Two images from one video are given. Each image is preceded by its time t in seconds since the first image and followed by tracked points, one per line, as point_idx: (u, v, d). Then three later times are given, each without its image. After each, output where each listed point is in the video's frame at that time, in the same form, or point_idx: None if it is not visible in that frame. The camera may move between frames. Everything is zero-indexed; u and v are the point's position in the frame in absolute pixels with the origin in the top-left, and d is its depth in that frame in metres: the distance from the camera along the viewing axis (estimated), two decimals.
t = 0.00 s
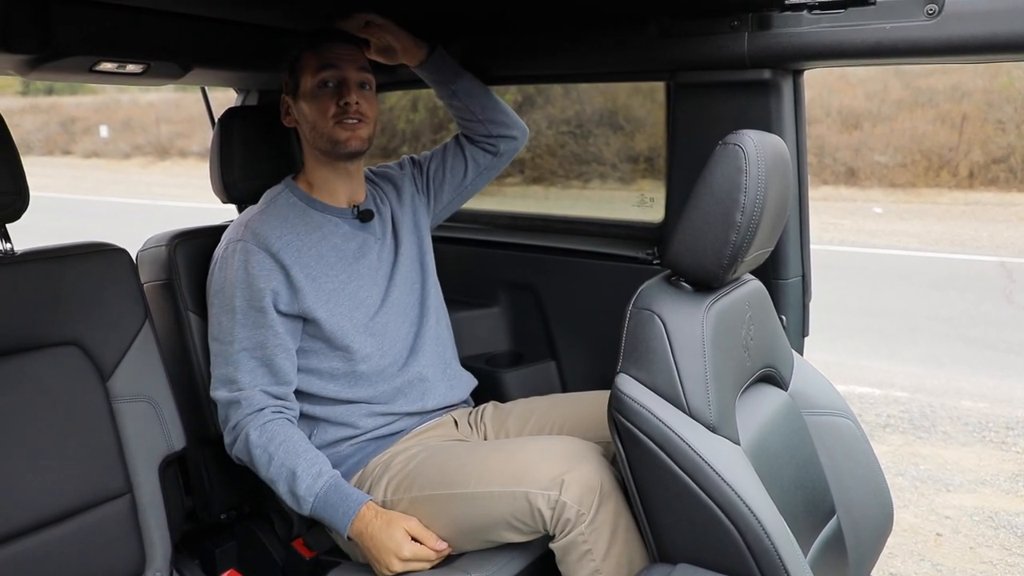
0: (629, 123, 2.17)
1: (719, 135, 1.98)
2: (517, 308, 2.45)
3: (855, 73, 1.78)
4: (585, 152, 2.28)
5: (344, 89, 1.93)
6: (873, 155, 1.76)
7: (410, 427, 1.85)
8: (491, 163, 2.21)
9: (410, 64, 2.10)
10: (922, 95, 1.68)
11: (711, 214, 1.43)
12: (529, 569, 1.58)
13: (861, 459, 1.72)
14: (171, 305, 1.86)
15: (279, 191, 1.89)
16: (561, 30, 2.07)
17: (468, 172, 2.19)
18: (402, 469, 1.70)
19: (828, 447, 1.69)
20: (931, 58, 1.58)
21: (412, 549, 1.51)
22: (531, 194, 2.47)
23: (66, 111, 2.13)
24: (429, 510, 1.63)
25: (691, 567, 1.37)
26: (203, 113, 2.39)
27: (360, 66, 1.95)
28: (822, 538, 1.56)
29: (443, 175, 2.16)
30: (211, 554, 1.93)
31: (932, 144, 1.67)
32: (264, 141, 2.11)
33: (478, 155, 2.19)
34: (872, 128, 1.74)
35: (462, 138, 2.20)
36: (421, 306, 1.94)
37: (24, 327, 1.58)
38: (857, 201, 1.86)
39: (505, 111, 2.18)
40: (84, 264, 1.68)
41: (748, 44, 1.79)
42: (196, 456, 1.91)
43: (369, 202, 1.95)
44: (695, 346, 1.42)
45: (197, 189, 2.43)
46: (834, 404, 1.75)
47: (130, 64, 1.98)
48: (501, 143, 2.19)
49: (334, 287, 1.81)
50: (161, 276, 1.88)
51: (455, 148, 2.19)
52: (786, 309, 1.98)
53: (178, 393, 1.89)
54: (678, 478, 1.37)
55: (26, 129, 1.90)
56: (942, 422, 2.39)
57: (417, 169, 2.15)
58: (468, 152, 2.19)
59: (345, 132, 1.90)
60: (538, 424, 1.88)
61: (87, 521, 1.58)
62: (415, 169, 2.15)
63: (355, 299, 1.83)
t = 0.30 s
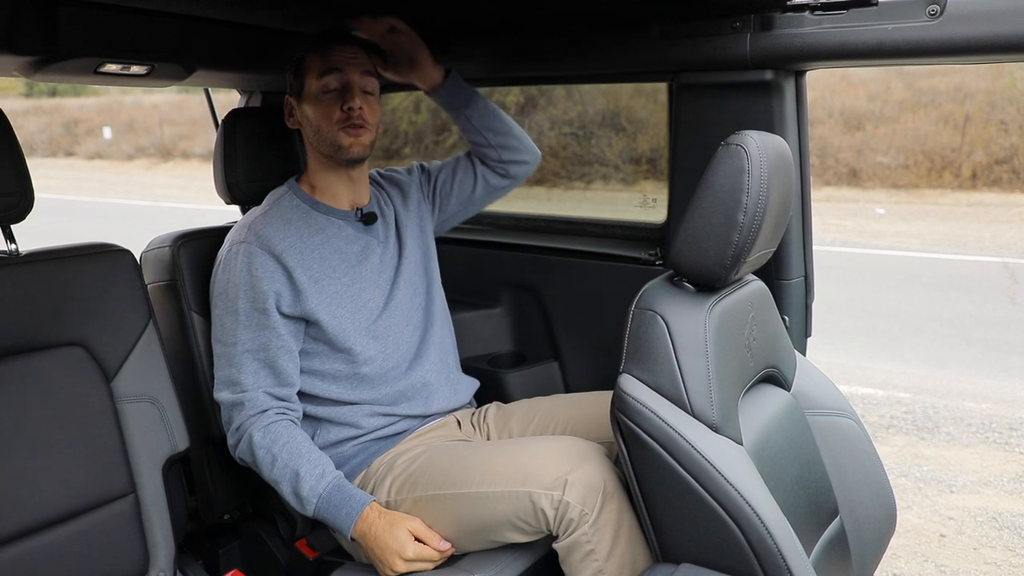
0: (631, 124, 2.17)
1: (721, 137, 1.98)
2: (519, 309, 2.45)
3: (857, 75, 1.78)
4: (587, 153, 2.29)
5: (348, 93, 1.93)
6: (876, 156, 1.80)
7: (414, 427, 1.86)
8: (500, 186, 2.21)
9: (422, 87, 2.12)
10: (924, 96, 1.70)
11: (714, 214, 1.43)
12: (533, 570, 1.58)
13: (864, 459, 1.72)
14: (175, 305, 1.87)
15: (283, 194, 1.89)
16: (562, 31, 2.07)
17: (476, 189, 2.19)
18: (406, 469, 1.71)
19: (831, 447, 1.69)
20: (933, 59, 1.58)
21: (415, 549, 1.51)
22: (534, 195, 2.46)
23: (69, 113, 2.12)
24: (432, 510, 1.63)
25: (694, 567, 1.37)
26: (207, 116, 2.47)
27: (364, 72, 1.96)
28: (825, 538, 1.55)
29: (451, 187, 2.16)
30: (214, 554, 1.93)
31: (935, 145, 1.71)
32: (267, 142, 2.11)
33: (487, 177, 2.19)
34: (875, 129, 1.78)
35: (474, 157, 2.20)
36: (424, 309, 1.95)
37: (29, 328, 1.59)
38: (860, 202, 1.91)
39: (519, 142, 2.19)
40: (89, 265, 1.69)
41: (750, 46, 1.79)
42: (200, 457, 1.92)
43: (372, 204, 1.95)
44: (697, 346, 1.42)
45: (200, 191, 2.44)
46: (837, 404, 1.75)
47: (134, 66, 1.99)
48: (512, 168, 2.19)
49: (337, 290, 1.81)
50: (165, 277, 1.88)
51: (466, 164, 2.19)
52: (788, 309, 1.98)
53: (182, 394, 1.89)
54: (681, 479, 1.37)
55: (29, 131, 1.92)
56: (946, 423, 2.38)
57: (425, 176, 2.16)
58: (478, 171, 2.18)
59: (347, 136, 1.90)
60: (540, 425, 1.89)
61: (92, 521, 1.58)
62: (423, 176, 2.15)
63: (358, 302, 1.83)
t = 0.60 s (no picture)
0: (634, 125, 2.17)
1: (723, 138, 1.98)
2: (522, 311, 2.45)
3: (860, 76, 1.75)
4: (590, 155, 2.29)
5: (362, 104, 1.93)
6: (879, 158, 1.84)
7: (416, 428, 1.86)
8: (501, 176, 2.22)
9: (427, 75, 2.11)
10: (927, 98, 1.74)
11: (716, 215, 1.44)
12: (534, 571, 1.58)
13: (866, 460, 1.72)
14: (178, 306, 1.88)
15: (288, 194, 1.89)
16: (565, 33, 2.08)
17: (477, 183, 2.20)
18: (408, 469, 1.71)
19: (833, 447, 1.69)
20: (934, 61, 1.58)
21: (418, 549, 1.52)
22: (536, 196, 2.47)
23: (72, 115, 2.14)
24: (435, 510, 1.64)
25: (696, 566, 1.38)
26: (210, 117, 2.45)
27: (382, 83, 1.96)
28: (827, 538, 1.56)
29: (452, 184, 2.17)
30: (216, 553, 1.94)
31: (937, 146, 1.77)
32: (270, 143, 2.12)
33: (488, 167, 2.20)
34: (877, 130, 1.82)
35: (473, 148, 2.21)
36: (428, 310, 1.95)
37: (33, 328, 1.59)
38: (862, 203, 1.98)
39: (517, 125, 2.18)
40: (91, 265, 1.69)
41: (752, 47, 1.79)
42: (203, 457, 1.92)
43: (375, 206, 1.96)
44: (699, 346, 1.43)
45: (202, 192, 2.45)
46: (839, 405, 1.76)
47: (137, 67, 2.00)
48: (512, 158, 2.19)
49: (341, 291, 1.81)
50: (169, 278, 1.89)
51: (466, 158, 2.20)
52: (791, 310, 1.97)
53: (185, 394, 1.90)
54: (683, 479, 1.37)
55: (33, 132, 1.92)
56: (948, 425, 2.38)
57: (427, 174, 2.16)
58: (478, 162, 2.19)
59: (356, 146, 1.91)
60: (542, 425, 1.89)
61: (95, 522, 1.59)
62: (425, 175, 2.16)
63: (361, 303, 1.84)
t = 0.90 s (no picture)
0: (636, 128, 2.18)
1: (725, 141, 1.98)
2: (524, 312, 2.46)
3: (862, 78, 1.77)
4: (592, 157, 2.29)
5: (364, 101, 1.94)
6: (881, 160, 1.88)
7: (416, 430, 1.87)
8: (499, 169, 2.21)
9: (422, 69, 2.14)
10: (930, 100, 1.73)
11: (717, 217, 1.44)
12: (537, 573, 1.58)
13: (867, 462, 1.72)
14: (182, 308, 1.88)
15: (290, 197, 1.90)
16: (566, 36, 2.09)
17: (475, 179, 2.19)
18: (410, 471, 1.72)
19: (834, 449, 1.70)
20: (935, 63, 1.59)
21: (420, 551, 1.52)
22: (539, 199, 2.47)
23: (76, 117, 2.15)
24: (437, 511, 1.64)
25: (697, 568, 1.38)
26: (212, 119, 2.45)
27: (381, 80, 1.97)
28: (829, 540, 1.56)
29: (450, 182, 2.17)
30: (219, 555, 1.95)
31: (940, 149, 1.77)
32: (273, 145, 2.12)
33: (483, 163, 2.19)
34: (880, 133, 1.85)
35: (468, 144, 2.21)
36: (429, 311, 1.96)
37: (37, 330, 1.60)
38: (864, 204, 1.98)
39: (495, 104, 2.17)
40: (95, 267, 1.70)
41: (753, 50, 1.79)
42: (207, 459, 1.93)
43: (377, 208, 1.97)
44: (701, 348, 1.43)
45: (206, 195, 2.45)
46: (840, 406, 1.76)
47: (141, 70, 2.00)
48: (508, 149, 2.19)
49: (342, 293, 1.82)
50: (172, 279, 1.90)
51: (462, 154, 2.20)
52: (792, 312, 1.98)
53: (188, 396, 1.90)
54: (684, 480, 1.37)
55: (37, 135, 1.93)
56: (951, 427, 2.38)
57: (424, 174, 2.17)
58: (474, 157, 2.19)
59: (361, 143, 1.91)
60: (544, 427, 1.89)
61: (98, 523, 1.59)
62: (423, 175, 2.16)
63: (363, 305, 1.84)
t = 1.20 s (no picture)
0: (637, 130, 2.17)
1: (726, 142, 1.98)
2: (526, 314, 2.46)
3: (863, 81, 1.77)
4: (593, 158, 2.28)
5: (382, 121, 1.91)
6: (883, 162, 1.87)
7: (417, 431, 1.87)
8: (490, 264, 2.16)
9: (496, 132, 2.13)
10: (931, 102, 1.72)
11: (717, 219, 1.44)
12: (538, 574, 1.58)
13: (869, 463, 1.72)
14: (184, 310, 1.89)
15: (296, 200, 1.91)
16: (567, 38, 2.09)
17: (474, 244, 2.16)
18: (411, 472, 1.72)
19: (835, 450, 1.70)
20: (935, 64, 1.59)
21: (421, 551, 1.53)
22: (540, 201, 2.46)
23: (78, 120, 2.16)
24: (439, 512, 1.64)
25: (699, 569, 1.38)
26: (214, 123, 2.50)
27: (398, 97, 1.93)
28: (830, 541, 1.56)
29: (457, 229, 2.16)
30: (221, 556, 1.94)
31: (942, 151, 1.77)
32: (275, 148, 2.14)
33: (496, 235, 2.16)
34: (881, 135, 1.84)
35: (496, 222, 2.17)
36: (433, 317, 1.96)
37: (40, 333, 1.61)
38: (866, 206, 1.98)
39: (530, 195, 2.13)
40: (98, 270, 1.71)
41: (754, 52, 1.79)
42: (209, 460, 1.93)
43: (382, 215, 1.97)
44: (702, 349, 1.43)
45: (208, 197, 2.46)
46: (842, 408, 1.76)
47: (143, 73, 2.00)
48: (507, 277, 2.15)
49: (345, 299, 1.82)
50: (174, 282, 1.91)
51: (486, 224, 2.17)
52: (794, 313, 1.98)
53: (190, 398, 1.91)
54: (685, 481, 1.37)
55: (39, 138, 1.94)
56: (953, 429, 2.38)
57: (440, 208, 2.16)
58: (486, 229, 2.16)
59: (378, 165, 1.91)
60: (545, 429, 1.89)
61: (100, 525, 1.59)
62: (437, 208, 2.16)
63: (366, 310, 1.84)
